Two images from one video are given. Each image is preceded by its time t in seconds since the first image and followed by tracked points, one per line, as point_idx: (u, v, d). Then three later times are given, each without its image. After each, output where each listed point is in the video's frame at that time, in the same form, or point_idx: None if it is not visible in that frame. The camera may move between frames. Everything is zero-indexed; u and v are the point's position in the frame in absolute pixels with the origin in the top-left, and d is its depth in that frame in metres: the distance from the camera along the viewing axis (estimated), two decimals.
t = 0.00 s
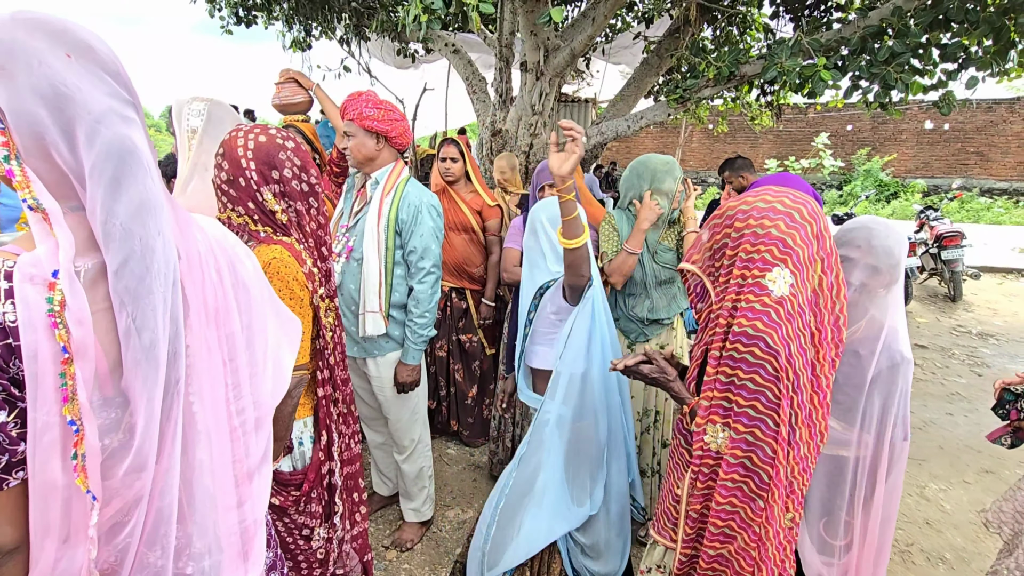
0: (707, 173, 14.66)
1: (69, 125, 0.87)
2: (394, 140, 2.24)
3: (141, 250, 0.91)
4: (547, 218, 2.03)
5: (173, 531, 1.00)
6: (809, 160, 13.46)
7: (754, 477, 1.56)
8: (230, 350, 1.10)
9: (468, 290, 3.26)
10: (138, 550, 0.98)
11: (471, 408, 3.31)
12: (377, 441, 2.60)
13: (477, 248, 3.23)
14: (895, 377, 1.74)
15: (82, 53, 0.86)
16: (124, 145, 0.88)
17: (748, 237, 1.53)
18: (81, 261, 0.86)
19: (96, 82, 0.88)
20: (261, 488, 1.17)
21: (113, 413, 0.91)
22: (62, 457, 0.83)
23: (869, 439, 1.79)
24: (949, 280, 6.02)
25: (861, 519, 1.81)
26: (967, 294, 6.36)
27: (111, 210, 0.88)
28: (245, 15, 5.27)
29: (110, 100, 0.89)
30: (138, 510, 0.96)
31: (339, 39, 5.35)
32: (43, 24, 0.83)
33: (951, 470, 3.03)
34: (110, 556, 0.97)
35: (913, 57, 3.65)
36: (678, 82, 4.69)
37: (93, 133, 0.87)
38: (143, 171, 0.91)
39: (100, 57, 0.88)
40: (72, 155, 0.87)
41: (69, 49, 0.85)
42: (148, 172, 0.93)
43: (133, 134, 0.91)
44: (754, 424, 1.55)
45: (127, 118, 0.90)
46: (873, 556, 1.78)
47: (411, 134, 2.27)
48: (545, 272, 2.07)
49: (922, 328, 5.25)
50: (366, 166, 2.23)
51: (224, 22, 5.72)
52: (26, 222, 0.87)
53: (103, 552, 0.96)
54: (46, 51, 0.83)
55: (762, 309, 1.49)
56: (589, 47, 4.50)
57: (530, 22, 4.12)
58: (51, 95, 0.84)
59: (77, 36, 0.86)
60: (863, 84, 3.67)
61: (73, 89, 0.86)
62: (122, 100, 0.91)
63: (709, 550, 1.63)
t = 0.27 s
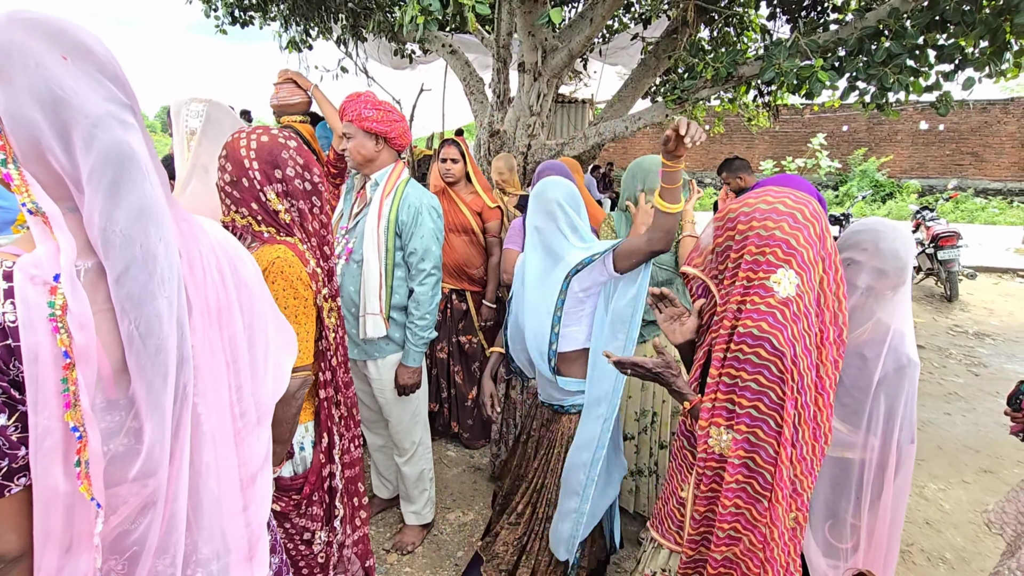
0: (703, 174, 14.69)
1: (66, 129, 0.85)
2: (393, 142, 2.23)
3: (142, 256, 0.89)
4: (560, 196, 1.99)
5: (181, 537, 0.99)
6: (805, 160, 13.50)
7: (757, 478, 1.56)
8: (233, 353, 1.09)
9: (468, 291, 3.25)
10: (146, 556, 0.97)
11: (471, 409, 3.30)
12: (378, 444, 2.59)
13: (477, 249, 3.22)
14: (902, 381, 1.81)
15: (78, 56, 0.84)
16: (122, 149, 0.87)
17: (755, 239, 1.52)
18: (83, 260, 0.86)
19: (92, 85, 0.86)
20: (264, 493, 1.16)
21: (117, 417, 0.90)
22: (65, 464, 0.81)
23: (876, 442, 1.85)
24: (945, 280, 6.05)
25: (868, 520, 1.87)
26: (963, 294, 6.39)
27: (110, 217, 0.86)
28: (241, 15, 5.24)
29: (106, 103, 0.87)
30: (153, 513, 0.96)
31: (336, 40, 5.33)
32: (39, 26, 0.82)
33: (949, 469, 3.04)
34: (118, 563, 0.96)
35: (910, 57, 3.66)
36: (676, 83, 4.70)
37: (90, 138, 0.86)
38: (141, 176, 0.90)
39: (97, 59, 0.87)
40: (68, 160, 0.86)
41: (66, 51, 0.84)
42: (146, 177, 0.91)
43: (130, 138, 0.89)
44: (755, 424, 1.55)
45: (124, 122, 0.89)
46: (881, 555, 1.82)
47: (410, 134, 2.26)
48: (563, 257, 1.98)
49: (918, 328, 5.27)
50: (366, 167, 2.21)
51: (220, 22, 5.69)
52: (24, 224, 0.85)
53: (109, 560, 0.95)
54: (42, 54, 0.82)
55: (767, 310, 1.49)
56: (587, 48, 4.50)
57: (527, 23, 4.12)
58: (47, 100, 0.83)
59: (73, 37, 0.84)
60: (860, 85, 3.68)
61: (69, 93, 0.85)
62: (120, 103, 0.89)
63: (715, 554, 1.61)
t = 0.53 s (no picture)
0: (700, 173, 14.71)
1: (58, 137, 0.84)
2: (393, 142, 2.23)
3: (136, 268, 0.87)
4: (570, 192, 1.96)
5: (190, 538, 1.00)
6: (801, 160, 13.55)
7: (748, 477, 1.56)
8: (232, 357, 1.09)
9: (467, 292, 3.25)
10: (154, 560, 0.97)
11: (470, 410, 3.30)
12: (377, 444, 2.58)
13: (476, 250, 3.22)
14: (903, 382, 1.82)
15: (77, 62, 0.84)
16: (116, 159, 0.86)
17: (755, 239, 1.52)
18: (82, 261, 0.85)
19: (88, 92, 0.85)
20: (264, 494, 1.16)
21: (120, 418, 0.90)
22: (66, 465, 0.81)
23: (877, 444, 1.87)
24: (941, 279, 6.08)
25: (869, 521, 1.89)
26: (958, 294, 6.42)
27: (102, 228, 0.84)
28: (237, 15, 5.22)
29: (103, 110, 0.86)
30: (156, 516, 0.95)
31: (333, 40, 5.32)
32: (36, 31, 0.81)
33: (947, 468, 3.06)
34: (125, 568, 0.95)
35: (907, 58, 3.68)
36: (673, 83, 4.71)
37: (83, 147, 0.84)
38: (136, 186, 0.88)
39: (95, 66, 0.86)
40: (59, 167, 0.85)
41: (64, 57, 0.84)
42: (140, 187, 0.90)
43: (126, 147, 0.88)
44: (746, 422, 1.56)
45: (121, 131, 0.87)
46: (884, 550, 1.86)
47: (409, 135, 2.26)
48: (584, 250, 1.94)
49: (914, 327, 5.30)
50: (366, 167, 2.21)
51: (216, 22, 5.67)
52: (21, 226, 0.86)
53: (114, 565, 0.95)
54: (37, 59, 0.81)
55: (764, 309, 1.50)
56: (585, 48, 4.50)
57: (526, 23, 4.12)
58: (39, 108, 0.82)
59: (72, 43, 0.83)
60: (857, 85, 3.69)
61: (63, 99, 0.83)
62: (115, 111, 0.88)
63: (706, 549, 1.63)
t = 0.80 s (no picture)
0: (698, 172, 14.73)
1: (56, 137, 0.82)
2: (393, 140, 2.23)
3: (133, 273, 0.87)
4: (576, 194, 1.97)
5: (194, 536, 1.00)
6: (798, 159, 13.57)
7: (751, 472, 1.57)
8: (234, 356, 1.09)
9: (467, 290, 3.25)
10: (157, 556, 0.98)
11: (470, 408, 3.31)
12: (378, 442, 2.59)
13: (475, 249, 3.22)
14: (907, 383, 1.83)
15: (81, 64, 0.82)
16: (114, 163, 0.85)
17: (759, 239, 1.52)
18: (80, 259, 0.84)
19: (90, 94, 0.84)
20: (269, 496, 1.16)
21: (122, 414, 0.91)
22: (67, 461, 0.81)
23: (878, 443, 1.88)
24: (938, 278, 6.10)
25: (869, 520, 1.91)
26: (955, 292, 6.44)
27: (100, 232, 0.83)
28: (236, 13, 5.21)
29: (104, 112, 0.85)
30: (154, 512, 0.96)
31: (331, 38, 5.31)
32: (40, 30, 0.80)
33: (944, 465, 3.07)
34: (128, 564, 0.96)
35: (905, 57, 3.69)
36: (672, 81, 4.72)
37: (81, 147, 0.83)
38: (132, 190, 0.87)
39: (99, 67, 0.85)
40: (56, 163, 0.82)
41: (69, 58, 0.82)
42: (137, 191, 0.89)
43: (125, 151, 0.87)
44: (750, 420, 1.56)
45: (120, 135, 0.86)
46: (883, 548, 1.87)
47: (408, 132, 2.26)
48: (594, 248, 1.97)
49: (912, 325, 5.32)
50: (365, 165, 2.21)
51: (214, 20, 5.65)
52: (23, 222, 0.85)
53: (116, 561, 0.95)
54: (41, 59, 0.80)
55: (766, 308, 1.50)
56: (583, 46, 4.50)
57: (525, 21, 4.12)
58: (39, 108, 0.80)
59: (76, 43, 0.82)
60: (855, 84, 3.70)
61: (63, 100, 0.82)
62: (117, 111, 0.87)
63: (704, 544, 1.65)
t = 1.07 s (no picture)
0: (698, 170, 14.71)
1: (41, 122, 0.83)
2: (389, 135, 2.23)
3: (117, 257, 0.86)
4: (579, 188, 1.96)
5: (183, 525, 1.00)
6: (799, 157, 13.55)
7: (753, 468, 1.55)
8: (227, 346, 1.09)
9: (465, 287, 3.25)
10: (148, 545, 0.98)
11: (468, 404, 3.31)
12: (375, 438, 2.59)
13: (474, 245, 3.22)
14: (906, 376, 1.82)
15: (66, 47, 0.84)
16: (93, 145, 0.85)
17: (764, 237, 1.51)
18: (67, 245, 0.83)
19: (74, 76, 0.85)
20: (262, 485, 1.18)
21: (113, 404, 0.90)
22: (56, 446, 0.81)
23: (877, 438, 1.87)
24: (938, 275, 6.10)
25: (868, 516, 1.92)
26: (955, 290, 6.44)
27: (82, 216, 0.83)
28: (235, 10, 5.20)
29: (87, 95, 0.86)
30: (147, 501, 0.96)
31: (331, 34, 5.31)
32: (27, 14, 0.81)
33: (942, 462, 3.07)
34: (118, 554, 0.96)
35: (905, 53, 3.68)
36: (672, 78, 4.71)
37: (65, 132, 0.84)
38: (112, 173, 0.88)
39: (85, 51, 0.86)
40: (42, 147, 0.83)
41: (52, 41, 0.83)
42: (118, 175, 0.89)
43: (107, 134, 0.88)
44: (749, 415, 1.55)
45: (102, 118, 0.87)
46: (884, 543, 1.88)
47: (404, 127, 2.26)
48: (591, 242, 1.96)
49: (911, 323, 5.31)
50: (360, 160, 2.21)
51: (214, 16, 5.65)
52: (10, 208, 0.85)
53: (107, 550, 0.95)
54: (26, 41, 0.81)
55: (769, 305, 1.50)
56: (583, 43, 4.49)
57: (525, 17, 4.11)
58: (22, 92, 0.81)
59: (61, 27, 0.84)
60: (855, 81, 3.68)
61: (46, 82, 0.83)
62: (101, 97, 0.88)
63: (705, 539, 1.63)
